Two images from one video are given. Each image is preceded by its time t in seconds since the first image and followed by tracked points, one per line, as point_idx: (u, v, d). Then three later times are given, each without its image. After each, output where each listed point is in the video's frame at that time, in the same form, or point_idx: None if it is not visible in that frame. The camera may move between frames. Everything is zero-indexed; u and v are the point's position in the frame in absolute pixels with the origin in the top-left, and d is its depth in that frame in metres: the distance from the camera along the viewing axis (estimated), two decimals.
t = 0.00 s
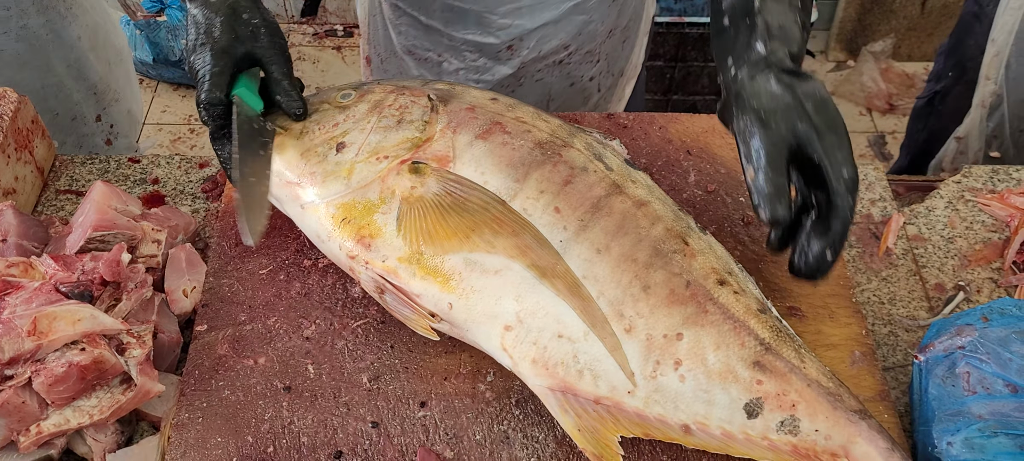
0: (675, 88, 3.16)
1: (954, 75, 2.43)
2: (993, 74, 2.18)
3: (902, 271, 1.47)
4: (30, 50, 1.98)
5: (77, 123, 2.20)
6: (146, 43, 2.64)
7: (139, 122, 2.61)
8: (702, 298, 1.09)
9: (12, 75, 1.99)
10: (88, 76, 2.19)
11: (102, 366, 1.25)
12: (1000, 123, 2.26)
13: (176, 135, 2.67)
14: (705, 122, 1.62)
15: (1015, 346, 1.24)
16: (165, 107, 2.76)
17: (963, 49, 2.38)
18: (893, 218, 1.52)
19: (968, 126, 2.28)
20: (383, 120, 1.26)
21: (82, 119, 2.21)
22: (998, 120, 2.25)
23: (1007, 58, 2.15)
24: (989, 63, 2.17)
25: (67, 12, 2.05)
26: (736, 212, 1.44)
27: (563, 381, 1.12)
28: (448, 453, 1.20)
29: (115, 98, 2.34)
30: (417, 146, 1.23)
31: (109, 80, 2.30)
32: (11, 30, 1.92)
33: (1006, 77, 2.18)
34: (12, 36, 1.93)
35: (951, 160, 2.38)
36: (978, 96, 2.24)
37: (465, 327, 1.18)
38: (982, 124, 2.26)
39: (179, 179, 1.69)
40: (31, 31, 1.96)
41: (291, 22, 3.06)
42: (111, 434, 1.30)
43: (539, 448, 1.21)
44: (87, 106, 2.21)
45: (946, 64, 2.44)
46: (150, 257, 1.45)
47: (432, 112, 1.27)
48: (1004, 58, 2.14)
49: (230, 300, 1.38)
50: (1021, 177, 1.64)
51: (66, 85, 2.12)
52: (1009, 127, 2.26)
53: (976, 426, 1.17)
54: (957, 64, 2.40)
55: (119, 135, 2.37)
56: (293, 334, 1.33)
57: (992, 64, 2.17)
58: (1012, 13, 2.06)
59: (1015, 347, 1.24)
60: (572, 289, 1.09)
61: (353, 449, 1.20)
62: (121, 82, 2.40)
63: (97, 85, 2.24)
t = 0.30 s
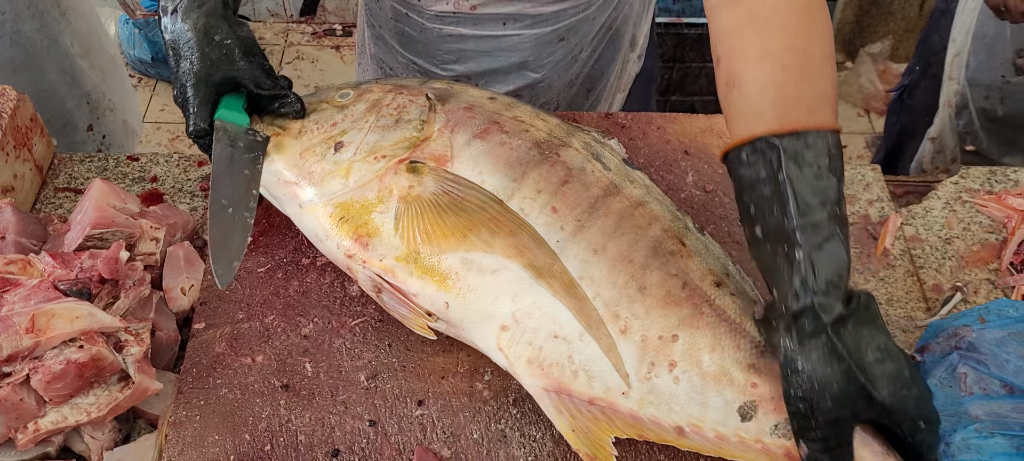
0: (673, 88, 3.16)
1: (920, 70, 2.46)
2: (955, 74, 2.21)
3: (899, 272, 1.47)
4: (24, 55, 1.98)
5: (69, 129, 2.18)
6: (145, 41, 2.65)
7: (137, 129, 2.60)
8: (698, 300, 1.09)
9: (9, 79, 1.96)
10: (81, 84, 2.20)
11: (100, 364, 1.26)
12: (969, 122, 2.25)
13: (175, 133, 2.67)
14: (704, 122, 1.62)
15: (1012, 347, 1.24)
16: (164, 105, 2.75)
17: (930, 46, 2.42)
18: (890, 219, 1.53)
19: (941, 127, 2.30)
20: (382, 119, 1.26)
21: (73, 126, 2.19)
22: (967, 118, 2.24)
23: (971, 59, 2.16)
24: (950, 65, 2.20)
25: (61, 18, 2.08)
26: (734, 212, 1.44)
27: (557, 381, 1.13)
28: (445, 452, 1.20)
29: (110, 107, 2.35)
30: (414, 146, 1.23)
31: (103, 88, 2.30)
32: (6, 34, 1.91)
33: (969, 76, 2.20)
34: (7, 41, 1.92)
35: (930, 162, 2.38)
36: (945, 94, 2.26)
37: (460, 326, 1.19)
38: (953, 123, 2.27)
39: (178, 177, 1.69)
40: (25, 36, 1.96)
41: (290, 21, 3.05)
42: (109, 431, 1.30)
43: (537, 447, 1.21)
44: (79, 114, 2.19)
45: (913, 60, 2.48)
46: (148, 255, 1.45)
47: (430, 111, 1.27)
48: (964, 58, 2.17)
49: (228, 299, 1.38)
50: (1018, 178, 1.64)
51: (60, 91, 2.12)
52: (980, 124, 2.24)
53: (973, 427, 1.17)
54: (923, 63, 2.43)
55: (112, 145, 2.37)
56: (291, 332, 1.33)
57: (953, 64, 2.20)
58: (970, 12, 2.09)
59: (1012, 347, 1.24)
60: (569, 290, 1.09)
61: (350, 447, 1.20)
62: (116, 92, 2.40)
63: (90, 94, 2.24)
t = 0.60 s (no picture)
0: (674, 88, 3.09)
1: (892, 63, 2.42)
2: (921, 79, 2.30)
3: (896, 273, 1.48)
4: (30, 51, 1.97)
5: (75, 125, 2.19)
6: (142, 41, 2.64)
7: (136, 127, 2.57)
8: (671, 319, 1.04)
9: (14, 76, 1.97)
10: (86, 78, 2.18)
11: (98, 364, 1.25)
12: (938, 126, 2.32)
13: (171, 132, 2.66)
14: (702, 122, 1.62)
15: (1009, 348, 1.24)
16: (160, 105, 2.73)
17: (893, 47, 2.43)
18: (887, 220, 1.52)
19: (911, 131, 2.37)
20: (401, 113, 1.27)
21: (79, 122, 2.20)
22: (936, 122, 2.31)
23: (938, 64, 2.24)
24: (917, 69, 2.30)
25: (65, 12, 2.03)
26: (732, 213, 1.44)
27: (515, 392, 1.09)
28: (443, 452, 1.20)
29: (116, 100, 2.33)
30: (425, 144, 1.24)
31: (108, 82, 2.28)
32: (11, 30, 1.90)
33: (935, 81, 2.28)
34: (13, 37, 1.92)
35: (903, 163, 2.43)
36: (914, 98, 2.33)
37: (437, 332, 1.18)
38: (923, 127, 2.34)
39: (175, 177, 1.69)
40: (31, 30, 1.95)
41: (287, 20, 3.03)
42: (107, 431, 1.30)
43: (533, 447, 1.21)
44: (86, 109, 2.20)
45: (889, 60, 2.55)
46: (146, 255, 1.45)
47: (449, 111, 1.27)
48: (929, 65, 2.26)
49: (226, 299, 1.38)
50: (1015, 179, 1.64)
51: (66, 87, 2.12)
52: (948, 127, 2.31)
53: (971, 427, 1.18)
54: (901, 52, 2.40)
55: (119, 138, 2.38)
56: (288, 332, 1.33)
57: (920, 68, 2.30)
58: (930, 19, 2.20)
59: (1009, 348, 1.24)
60: (544, 310, 1.06)
61: (348, 447, 1.20)
62: (120, 84, 2.37)
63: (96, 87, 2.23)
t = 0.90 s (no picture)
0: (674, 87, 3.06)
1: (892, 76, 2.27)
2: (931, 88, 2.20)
3: (894, 274, 1.48)
4: (36, 50, 1.99)
5: (83, 124, 2.22)
6: (140, 42, 2.64)
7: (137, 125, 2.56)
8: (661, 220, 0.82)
9: (20, 73, 2.02)
10: (92, 76, 2.16)
11: (96, 364, 1.25)
12: (953, 133, 2.23)
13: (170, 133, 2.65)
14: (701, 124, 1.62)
15: (1009, 350, 1.23)
16: (159, 105, 2.72)
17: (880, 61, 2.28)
18: (888, 221, 1.51)
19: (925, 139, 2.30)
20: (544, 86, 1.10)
21: (87, 121, 2.23)
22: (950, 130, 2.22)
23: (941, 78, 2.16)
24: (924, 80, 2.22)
25: (71, 10, 2.01)
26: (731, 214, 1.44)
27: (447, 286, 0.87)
28: (441, 453, 1.20)
29: (120, 97, 2.33)
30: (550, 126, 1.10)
31: (113, 81, 2.27)
32: (18, 28, 1.92)
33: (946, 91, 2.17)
34: (19, 35, 1.94)
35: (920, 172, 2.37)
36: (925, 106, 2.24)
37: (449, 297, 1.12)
38: (937, 134, 2.26)
39: (174, 177, 1.69)
40: (37, 29, 1.95)
41: (286, 22, 3.03)
42: (105, 431, 1.30)
43: (532, 448, 1.19)
44: (94, 108, 2.21)
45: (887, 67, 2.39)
46: (144, 255, 1.45)
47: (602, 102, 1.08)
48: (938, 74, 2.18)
49: (224, 299, 1.38)
50: (1015, 181, 1.63)
51: (72, 86, 2.12)
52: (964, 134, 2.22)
53: (970, 430, 1.19)
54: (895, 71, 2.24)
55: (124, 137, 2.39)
56: (287, 332, 1.33)
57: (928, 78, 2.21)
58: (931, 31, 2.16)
59: (1009, 350, 1.23)
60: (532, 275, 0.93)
61: (346, 447, 1.20)
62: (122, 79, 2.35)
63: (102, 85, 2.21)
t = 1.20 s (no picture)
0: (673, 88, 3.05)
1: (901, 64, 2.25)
2: (943, 79, 2.11)
3: (896, 277, 1.47)
4: (32, 54, 1.98)
5: (75, 128, 2.19)
6: (138, 43, 2.63)
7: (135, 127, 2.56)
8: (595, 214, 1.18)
9: (17, 79, 1.99)
10: (87, 80, 2.17)
11: (93, 366, 1.25)
12: (959, 125, 2.18)
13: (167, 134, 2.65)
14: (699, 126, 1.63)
15: (1010, 352, 1.23)
16: (157, 106, 2.71)
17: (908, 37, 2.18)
18: (887, 223, 1.51)
19: (932, 129, 2.22)
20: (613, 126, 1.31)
21: (78, 124, 2.19)
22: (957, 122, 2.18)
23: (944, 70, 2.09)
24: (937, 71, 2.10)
25: (68, 14, 2.03)
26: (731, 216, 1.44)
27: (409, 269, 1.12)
28: (438, 456, 1.19)
29: (113, 103, 2.31)
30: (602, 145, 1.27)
31: (108, 84, 2.27)
32: (13, 31, 1.91)
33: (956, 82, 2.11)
34: (14, 38, 1.92)
35: (924, 163, 2.31)
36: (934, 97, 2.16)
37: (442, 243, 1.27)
38: (944, 127, 2.20)
39: (171, 179, 1.69)
40: (32, 32, 1.95)
41: (284, 22, 3.03)
42: (102, 434, 1.30)
43: (530, 451, 1.18)
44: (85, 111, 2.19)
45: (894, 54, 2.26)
46: (142, 258, 1.44)
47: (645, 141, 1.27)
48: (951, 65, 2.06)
49: (221, 301, 1.37)
50: (1015, 183, 1.63)
51: (64, 89, 2.10)
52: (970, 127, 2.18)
53: (970, 433, 1.18)
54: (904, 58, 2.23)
55: (116, 141, 2.35)
56: (284, 335, 1.32)
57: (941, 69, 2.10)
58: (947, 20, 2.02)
59: (1010, 353, 1.23)
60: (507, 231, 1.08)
61: (343, 451, 1.19)
62: (120, 89, 2.35)
63: (95, 90, 2.21)
